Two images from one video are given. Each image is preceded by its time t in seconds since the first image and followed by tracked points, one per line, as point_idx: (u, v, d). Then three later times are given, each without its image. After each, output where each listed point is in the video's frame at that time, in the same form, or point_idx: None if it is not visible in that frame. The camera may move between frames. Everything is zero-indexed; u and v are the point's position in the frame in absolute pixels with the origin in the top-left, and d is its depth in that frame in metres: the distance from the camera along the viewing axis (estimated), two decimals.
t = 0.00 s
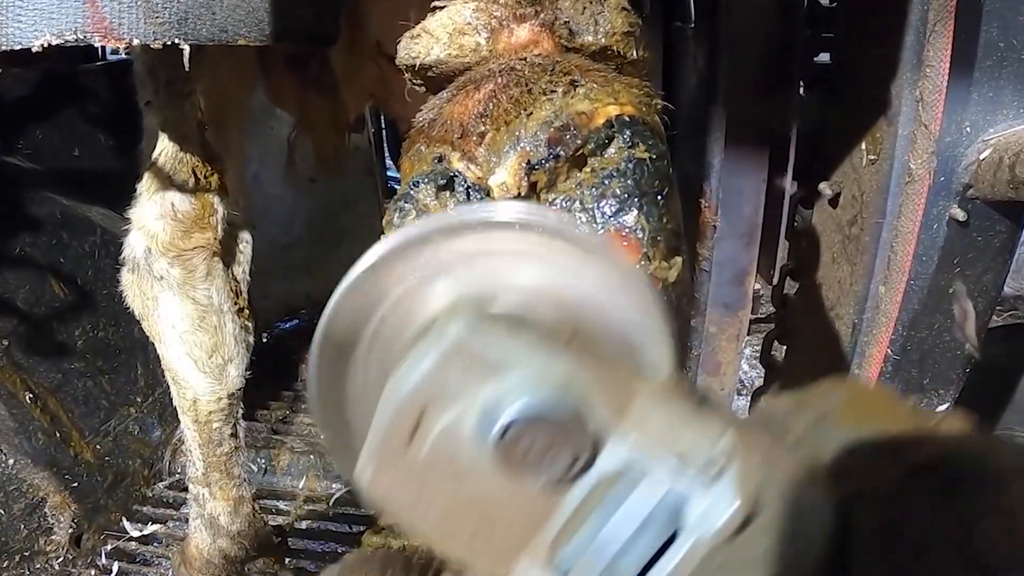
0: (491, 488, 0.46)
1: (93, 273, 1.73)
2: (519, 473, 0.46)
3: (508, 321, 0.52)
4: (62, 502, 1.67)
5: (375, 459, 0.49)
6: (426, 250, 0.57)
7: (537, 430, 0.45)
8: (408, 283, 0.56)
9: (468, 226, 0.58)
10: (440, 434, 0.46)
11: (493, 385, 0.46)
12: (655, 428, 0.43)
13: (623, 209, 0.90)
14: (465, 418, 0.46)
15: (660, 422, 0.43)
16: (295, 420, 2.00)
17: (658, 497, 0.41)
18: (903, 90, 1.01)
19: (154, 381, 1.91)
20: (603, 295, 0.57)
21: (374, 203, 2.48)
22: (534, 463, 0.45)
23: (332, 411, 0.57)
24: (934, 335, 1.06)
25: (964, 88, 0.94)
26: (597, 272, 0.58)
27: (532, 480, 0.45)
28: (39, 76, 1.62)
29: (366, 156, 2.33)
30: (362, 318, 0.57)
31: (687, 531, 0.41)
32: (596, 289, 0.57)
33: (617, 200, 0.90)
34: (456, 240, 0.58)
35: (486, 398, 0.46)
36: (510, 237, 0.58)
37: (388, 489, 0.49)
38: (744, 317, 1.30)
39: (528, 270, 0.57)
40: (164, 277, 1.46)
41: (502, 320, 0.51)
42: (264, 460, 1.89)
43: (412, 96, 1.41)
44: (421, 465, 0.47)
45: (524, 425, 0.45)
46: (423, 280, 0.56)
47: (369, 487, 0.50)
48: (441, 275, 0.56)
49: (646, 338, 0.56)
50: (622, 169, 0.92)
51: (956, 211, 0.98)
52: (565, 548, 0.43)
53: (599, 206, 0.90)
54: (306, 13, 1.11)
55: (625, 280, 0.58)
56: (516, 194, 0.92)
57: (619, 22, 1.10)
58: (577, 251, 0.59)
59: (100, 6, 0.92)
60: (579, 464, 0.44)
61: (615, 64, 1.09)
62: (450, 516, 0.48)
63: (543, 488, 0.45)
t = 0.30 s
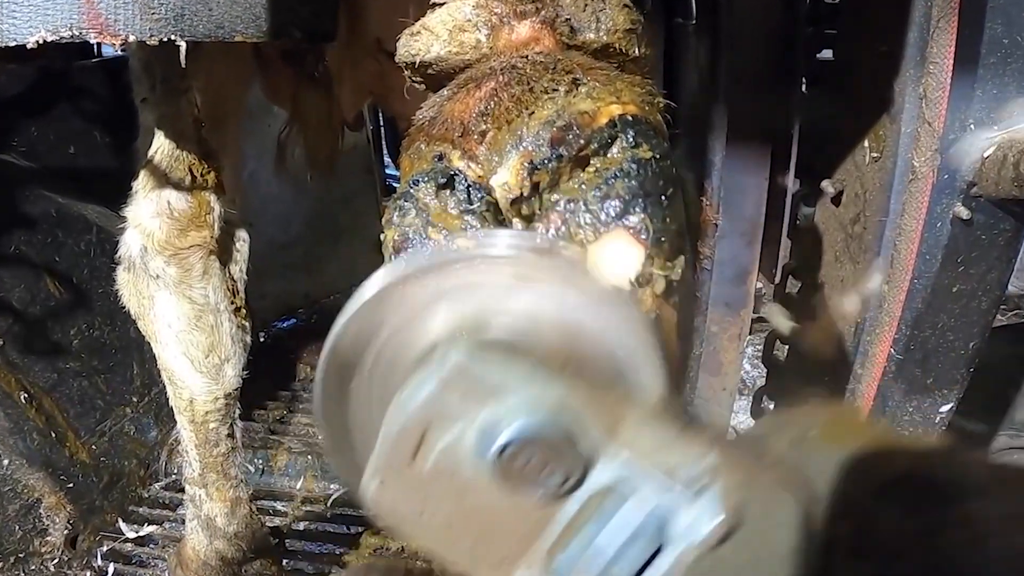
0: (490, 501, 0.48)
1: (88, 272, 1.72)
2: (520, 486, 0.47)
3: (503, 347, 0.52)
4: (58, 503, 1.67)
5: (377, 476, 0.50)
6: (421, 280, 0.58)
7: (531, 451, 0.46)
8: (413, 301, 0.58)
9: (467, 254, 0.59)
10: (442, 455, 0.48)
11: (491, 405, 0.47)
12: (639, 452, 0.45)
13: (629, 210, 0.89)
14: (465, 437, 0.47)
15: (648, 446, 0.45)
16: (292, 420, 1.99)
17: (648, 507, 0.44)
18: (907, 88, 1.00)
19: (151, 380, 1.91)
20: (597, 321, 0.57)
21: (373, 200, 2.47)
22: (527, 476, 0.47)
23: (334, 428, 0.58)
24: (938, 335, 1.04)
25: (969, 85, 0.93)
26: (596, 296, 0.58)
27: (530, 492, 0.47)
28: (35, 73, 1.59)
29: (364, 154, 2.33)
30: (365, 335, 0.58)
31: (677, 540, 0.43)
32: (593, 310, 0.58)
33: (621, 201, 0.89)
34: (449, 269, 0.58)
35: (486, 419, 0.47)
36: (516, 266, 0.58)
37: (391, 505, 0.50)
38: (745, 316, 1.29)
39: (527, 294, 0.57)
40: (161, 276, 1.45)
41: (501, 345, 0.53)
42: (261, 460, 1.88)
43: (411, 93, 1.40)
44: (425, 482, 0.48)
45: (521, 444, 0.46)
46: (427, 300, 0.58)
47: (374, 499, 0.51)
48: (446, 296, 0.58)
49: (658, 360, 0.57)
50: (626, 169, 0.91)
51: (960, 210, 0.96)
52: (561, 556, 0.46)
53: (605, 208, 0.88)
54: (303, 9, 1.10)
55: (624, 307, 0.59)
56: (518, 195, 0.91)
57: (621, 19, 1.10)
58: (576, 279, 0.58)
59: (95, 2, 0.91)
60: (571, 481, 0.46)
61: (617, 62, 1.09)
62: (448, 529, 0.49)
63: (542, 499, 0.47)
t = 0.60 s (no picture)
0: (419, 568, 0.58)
1: (84, 271, 1.71)
2: (444, 559, 0.56)
3: (426, 436, 0.59)
4: (53, 504, 1.66)
5: (318, 551, 0.59)
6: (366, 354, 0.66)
7: (454, 528, 0.56)
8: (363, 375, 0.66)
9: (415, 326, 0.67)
10: (374, 527, 0.57)
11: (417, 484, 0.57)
12: (560, 523, 0.57)
13: (626, 209, 0.89)
14: (394, 512, 0.57)
15: (561, 520, 0.57)
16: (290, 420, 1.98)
17: None
18: (909, 84, 0.99)
19: (147, 380, 1.90)
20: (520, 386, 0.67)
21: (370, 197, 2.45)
22: (453, 553, 0.56)
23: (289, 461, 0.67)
24: (941, 334, 1.03)
25: (973, 83, 0.92)
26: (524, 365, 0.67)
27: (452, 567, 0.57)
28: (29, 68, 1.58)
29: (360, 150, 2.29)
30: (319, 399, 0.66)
31: None
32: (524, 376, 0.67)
33: (619, 200, 0.89)
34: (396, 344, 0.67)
35: (413, 497, 0.56)
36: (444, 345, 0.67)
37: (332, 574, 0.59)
38: (747, 315, 1.28)
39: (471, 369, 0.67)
40: (157, 275, 1.44)
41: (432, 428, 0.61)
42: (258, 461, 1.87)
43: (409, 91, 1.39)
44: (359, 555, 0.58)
45: (444, 522, 0.56)
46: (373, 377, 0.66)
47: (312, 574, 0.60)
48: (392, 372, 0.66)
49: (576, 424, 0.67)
50: (625, 168, 0.90)
51: (964, 208, 0.96)
52: None
53: (602, 207, 0.89)
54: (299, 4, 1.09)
55: (546, 378, 0.67)
56: (516, 194, 0.92)
57: (621, 16, 1.07)
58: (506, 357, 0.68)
59: None
60: (493, 553, 0.57)
61: (616, 59, 1.07)
62: None
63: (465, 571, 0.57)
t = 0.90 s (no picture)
0: (512, 455, 0.44)
1: (80, 270, 1.70)
2: (550, 439, 0.43)
3: (536, 286, 0.49)
4: (49, 505, 1.65)
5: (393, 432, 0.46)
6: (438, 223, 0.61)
7: (567, 398, 0.42)
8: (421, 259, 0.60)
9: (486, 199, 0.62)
10: (469, 397, 0.44)
11: (522, 345, 0.43)
12: (688, 400, 0.41)
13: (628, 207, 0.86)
14: (494, 376, 0.43)
15: (692, 393, 0.41)
16: (288, 420, 1.97)
17: (694, 465, 0.39)
18: (913, 82, 0.98)
19: (143, 380, 1.89)
20: (605, 264, 0.61)
21: (369, 196, 2.44)
22: (564, 431, 0.42)
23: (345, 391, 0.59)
24: (944, 334, 1.01)
25: (976, 81, 0.90)
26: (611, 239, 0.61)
27: (560, 448, 0.43)
28: (25, 66, 1.57)
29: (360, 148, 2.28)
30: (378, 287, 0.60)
31: (723, 505, 0.38)
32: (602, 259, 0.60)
33: (621, 199, 0.86)
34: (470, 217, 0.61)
35: (517, 361, 0.43)
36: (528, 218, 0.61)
37: (405, 462, 0.46)
38: (750, 315, 1.27)
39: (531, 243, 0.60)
40: (153, 274, 1.43)
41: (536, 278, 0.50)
42: (256, 461, 1.86)
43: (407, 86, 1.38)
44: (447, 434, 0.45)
45: (557, 388, 0.42)
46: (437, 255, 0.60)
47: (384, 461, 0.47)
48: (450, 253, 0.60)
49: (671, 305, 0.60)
50: (626, 167, 0.88)
51: (968, 206, 0.93)
52: (591, 524, 0.41)
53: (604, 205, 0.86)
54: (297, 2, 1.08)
55: (638, 255, 0.61)
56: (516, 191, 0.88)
57: (621, 12, 1.08)
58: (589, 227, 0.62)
59: None
60: (610, 433, 0.42)
61: (618, 56, 1.06)
62: (471, 486, 0.45)
63: (572, 457, 0.42)
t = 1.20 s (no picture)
0: (489, 518, 0.48)
1: (76, 269, 1.69)
2: (522, 504, 0.48)
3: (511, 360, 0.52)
4: (44, 506, 1.64)
5: (378, 493, 0.50)
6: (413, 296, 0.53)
7: (535, 467, 0.47)
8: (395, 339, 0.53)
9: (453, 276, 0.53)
10: (448, 467, 0.48)
11: (493, 423, 0.48)
12: (650, 464, 0.47)
13: (633, 209, 0.87)
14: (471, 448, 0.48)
15: (651, 458, 0.47)
16: (285, 420, 1.96)
17: (650, 522, 0.45)
18: (916, 80, 0.97)
19: (139, 380, 1.88)
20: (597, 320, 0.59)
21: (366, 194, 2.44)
22: (532, 495, 0.47)
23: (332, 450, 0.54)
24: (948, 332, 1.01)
25: (980, 78, 0.90)
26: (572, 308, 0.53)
27: (534, 508, 0.48)
28: (21, 64, 1.57)
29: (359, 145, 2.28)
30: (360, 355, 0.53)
31: (678, 558, 0.45)
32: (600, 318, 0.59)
33: (626, 201, 0.87)
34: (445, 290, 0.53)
35: (489, 437, 0.47)
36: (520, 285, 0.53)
37: (393, 523, 0.50)
38: (752, 315, 1.24)
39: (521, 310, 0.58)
40: (149, 273, 1.42)
41: (513, 359, 0.52)
42: (253, 462, 1.85)
43: (406, 84, 1.37)
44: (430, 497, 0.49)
45: (524, 461, 0.47)
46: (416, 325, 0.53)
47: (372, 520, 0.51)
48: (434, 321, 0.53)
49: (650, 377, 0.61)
50: (631, 169, 0.88)
51: (972, 204, 0.93)
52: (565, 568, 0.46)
53: (609, 207, 0.87)
54: None
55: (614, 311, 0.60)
56: (520, 193, 0.89)
57: (625, 11, 1.06)
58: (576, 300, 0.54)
59: None
60: (575, 496, 0.47)
61: (621, 54, 1.05)
62: (458, 539, 0.49)
63: (544, 516, 0.47)
